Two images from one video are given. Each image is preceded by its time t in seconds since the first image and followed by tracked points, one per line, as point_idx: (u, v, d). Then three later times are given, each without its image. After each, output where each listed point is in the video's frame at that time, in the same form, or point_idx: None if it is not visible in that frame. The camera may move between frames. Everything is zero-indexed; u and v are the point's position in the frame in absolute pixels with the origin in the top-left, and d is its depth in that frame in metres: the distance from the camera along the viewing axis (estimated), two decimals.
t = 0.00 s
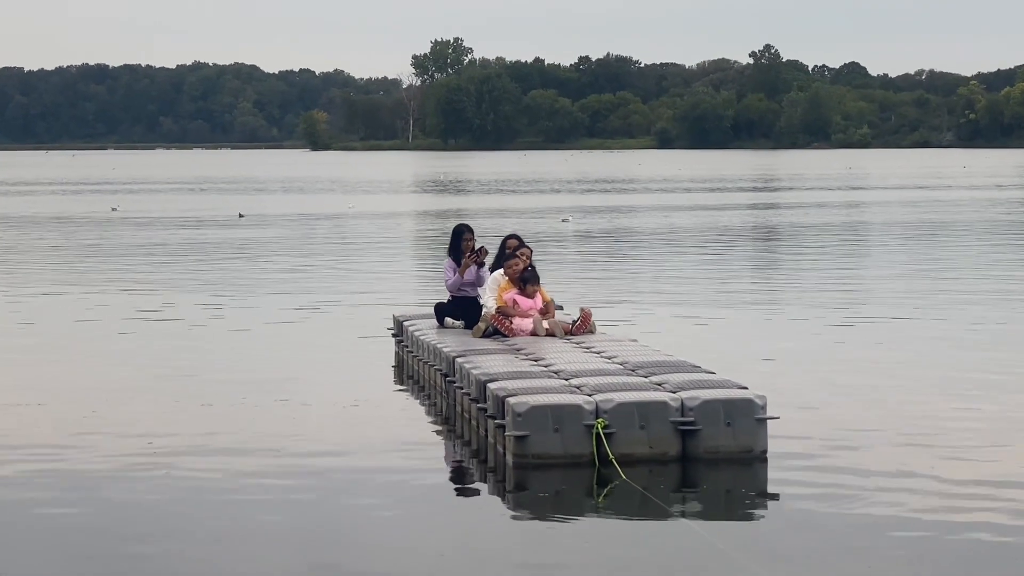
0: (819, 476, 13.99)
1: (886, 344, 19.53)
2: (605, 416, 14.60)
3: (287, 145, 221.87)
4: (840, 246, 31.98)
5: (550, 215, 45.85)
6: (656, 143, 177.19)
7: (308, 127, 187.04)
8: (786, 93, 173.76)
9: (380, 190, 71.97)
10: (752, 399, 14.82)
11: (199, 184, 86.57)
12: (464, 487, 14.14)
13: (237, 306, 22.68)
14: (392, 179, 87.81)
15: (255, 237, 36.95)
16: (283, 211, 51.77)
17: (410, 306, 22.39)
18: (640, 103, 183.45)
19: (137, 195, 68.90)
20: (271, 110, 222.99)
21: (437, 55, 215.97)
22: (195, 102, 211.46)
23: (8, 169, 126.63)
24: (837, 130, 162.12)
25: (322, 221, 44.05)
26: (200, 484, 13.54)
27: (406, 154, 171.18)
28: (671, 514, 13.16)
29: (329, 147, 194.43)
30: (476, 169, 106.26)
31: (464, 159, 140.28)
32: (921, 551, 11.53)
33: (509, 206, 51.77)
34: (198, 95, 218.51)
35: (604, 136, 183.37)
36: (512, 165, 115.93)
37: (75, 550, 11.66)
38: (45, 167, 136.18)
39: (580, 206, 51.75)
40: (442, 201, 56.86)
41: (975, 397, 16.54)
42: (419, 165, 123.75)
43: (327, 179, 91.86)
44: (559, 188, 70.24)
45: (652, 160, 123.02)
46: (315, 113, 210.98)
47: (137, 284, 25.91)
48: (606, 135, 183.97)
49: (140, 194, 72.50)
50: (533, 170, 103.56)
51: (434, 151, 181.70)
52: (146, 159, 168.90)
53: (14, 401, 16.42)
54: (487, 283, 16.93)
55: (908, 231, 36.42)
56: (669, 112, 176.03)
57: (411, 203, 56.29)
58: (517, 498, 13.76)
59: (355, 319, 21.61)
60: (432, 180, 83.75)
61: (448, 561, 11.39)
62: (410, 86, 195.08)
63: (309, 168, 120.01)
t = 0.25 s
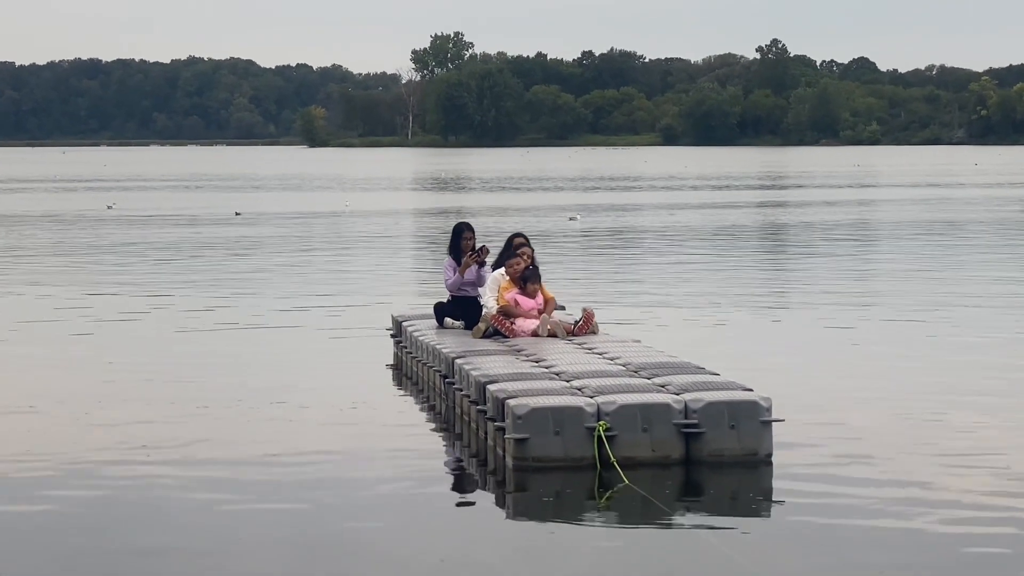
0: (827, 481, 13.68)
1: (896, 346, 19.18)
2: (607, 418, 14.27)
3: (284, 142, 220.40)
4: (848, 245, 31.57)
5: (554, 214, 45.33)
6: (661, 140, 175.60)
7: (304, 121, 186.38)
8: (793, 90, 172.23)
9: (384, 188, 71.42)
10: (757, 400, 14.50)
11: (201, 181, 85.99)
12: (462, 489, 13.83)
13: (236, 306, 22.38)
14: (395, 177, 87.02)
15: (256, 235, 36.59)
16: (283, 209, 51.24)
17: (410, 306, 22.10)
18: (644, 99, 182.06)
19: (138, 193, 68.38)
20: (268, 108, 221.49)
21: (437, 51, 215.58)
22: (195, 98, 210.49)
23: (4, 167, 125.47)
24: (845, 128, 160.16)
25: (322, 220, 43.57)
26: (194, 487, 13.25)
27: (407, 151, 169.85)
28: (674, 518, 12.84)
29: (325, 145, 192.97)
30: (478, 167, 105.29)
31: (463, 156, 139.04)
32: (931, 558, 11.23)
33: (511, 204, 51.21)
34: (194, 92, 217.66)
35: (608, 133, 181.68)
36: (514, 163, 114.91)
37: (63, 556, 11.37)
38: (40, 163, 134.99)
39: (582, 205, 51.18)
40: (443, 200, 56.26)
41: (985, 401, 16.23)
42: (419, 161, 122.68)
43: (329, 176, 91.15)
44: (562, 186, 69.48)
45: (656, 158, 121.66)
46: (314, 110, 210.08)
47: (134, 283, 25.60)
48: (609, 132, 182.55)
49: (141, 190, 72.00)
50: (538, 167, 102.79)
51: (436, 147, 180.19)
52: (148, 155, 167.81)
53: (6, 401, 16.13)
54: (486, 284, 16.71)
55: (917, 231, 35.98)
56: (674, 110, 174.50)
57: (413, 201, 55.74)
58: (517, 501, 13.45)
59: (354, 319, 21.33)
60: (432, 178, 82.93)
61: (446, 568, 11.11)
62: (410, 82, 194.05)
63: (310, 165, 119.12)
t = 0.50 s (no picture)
0: (833, 484, 13.38)
1: (904, 347, 18.84)
2: (608, 420, 13.99)
3: (277, 138, 218.49)
4: (856, 244, 31.14)
5: (558, 212, 44.78)
6: (665, 136, 173.89)
7: (300, 117, 184.64)
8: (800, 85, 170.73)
9: (386, 185, 70.80)
10: (761, 402, 14.21)
11: (201, 178, 85.34)
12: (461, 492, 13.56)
13: (233, 306, 22.08)
14: (397, 174, 86.15)
15: (256, 234, 36.22)
16: (281, 207, 50.71)
17: (410, 306, 21.79)
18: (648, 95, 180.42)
19: (137, 190, 67.86)
20: (265, 104, 219.73)
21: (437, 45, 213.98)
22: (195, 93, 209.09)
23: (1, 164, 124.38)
24: (854, 124, 158.38)
25: (321, 218, 43.11)
26: (187, 491, 12.97)
27: (408, 147, 168.24)
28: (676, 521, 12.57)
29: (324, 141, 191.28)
30: (479, 164, 104.38)
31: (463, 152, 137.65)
32: (943, 564, 10.97)
33: (512, 203, 50.66)
34: (187, 87, 215.81)
35: (612, 129, 179.79)
36: (516, 159, 113.74)
37: (52, 561, 11.11)
38: (35, 159, 133.67)
39: (585, 203, 50.60)
40: (444, 198, 55.70)
41: (996, 402, 15.92)
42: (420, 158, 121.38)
43: (330, 172, 90.37)
44: (564, 184, 68.78)
45: (659, 155, 120.13)
46: (310, 105, 208.39)
47: (131, 283, 25.29)
48: (612, 128, 180.81)
49: (140, 188, 71.36)
50: (542, 164, 101.88)
51: (436, 144, 178.51)
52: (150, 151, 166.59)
53: None
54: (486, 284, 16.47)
55: (927, 229, 35.52)
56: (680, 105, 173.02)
57: (413, 199, 55.16)
58: (517, 504, 13.16)
59: (353, 318, 21.03)
60: (433, 176, 82.13)
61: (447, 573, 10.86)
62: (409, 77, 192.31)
63: (309, 161, 118.03)
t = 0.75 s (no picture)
0: (839, 486, 13.16)
1: (914, 348, 18.57)
2: (610, 421, 13.78)
3: (274, 134, 216.83)
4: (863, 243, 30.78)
5: (561, 210, 44.32)
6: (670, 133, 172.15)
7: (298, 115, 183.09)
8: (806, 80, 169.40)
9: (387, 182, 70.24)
10: (765, 403, 13.99)
11: (201, 175, 84.68)
12: (460, 494, 13.36)
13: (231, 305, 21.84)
14: (397, 171, 85.43)
15: (255, 232, 35.89)
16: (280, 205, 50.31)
17: (410, 305, 21.56)
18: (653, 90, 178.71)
19: (135, 188, 67.44)
20: (262, 100, 218.00)
21: (436, 40, 212.04)
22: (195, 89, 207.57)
23: None
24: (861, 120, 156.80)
25: (320, 217, 42.72)
26: (184, 493, 12.79)
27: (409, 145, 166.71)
28: (678, 524, 12.36)
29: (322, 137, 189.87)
30: (480, 160, 103.62)
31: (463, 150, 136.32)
32: (951, 570, 10.78)
33: (514, 200, 50.20)
34: (182, 83, 214.17)
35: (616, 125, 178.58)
36: (518, 157, 112.82)
37: (45, 565, 10.93)
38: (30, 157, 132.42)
39: (588, 201, 50.13)
40: (445, 195, 55.24)
41: (1006, 404, 15.69)
42: (418, 155, 120.12)
43: (330, 170, 89.61)
44: (566, 182, 68.15)
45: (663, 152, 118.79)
46: (309, 101, 206.67)
47: (127, 282, 25.01)
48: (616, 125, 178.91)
49: (137, 185, 70.77)
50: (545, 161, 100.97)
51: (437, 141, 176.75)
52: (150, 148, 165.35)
53: None
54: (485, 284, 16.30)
55: (935, 227, 35.12)
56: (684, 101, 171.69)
57: (414, 197, 54.72)
58: (516, 506, 12.96)
59: (353, 318, 20.81)
60: (434, 173, 81.44)
61: None
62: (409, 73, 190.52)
63: (310, 158, 117.20)
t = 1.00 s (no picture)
0: (846, 489, 12.90)
1: (921, 349, 18.29)
2: (611, 422, 13.52)
3: (267, 130, 215.16)
4: (869, 242, 30.43)
5: (562, 208, 43.86)
6: (673, 129, 170.68)
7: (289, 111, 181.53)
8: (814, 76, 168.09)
9: (386, 179, 69.64)
10: (769, 403, 13.71)
11: (198, 172, 83.96)
12: (458, 496, 13.10)
13: (227, 304, 21.55)
14: (396, 168, 84.72)
15: (251, 231, 35.49)
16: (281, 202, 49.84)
17: (411, 305, 21.27)
18: (655, 85, 177.40)
19: (135, 185, 66.93)
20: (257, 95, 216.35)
21: (437, 35, 210.77)
22: (195, 84, 206.41)
23: None
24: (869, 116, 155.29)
25: (320, 214, 42.31)
26: (179, 496, 12.55)
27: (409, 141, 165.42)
28: (681, 526, 12.10)
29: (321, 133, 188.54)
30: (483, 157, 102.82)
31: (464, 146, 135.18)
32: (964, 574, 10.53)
33: (517, 198, 49.70)
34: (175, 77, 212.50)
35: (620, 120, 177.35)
36: (520, 153, 111.81)
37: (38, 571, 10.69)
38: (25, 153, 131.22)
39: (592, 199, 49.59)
40: (448, 193, 54.72)
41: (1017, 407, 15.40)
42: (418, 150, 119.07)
43: (328, 166, 88.81)
44: (570, 179, 67.54)
45: (666, 149, 117.68)
46: (307, 96, 205.38)
47: (120, 281, 24.69)
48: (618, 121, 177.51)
49: (134, 182, 70.17)
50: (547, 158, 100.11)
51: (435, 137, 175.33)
52: (150, 144, 164.37)
53: None
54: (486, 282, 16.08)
55: (942, 225, 34.73)
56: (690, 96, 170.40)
57: (416, 194, 54.20)
58: (516, 509, 12.71)
59: (353, 317, 20.53)
60: (435, 169, 80.77)
61: None
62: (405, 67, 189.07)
63: (310, 155, 116.22)
